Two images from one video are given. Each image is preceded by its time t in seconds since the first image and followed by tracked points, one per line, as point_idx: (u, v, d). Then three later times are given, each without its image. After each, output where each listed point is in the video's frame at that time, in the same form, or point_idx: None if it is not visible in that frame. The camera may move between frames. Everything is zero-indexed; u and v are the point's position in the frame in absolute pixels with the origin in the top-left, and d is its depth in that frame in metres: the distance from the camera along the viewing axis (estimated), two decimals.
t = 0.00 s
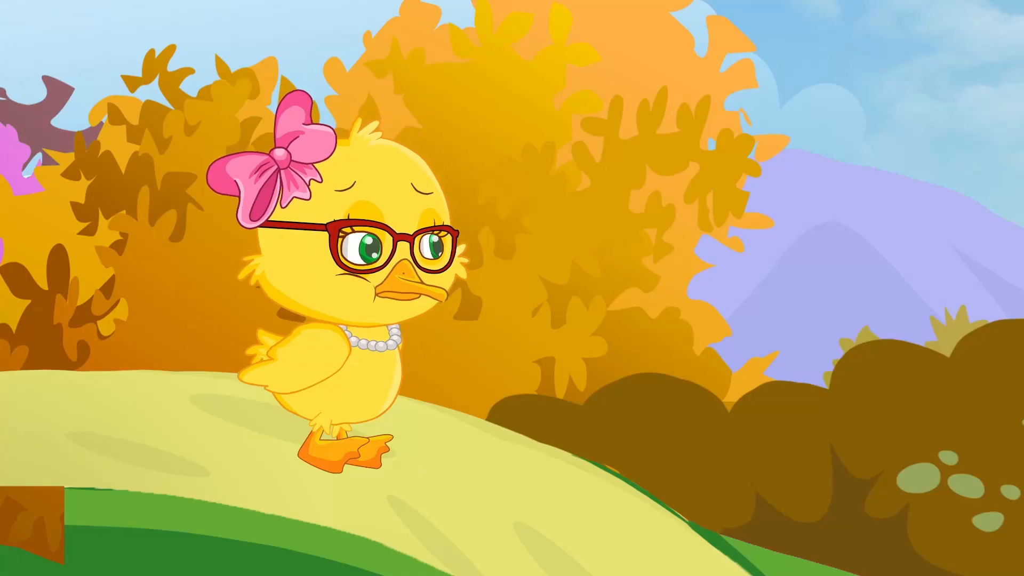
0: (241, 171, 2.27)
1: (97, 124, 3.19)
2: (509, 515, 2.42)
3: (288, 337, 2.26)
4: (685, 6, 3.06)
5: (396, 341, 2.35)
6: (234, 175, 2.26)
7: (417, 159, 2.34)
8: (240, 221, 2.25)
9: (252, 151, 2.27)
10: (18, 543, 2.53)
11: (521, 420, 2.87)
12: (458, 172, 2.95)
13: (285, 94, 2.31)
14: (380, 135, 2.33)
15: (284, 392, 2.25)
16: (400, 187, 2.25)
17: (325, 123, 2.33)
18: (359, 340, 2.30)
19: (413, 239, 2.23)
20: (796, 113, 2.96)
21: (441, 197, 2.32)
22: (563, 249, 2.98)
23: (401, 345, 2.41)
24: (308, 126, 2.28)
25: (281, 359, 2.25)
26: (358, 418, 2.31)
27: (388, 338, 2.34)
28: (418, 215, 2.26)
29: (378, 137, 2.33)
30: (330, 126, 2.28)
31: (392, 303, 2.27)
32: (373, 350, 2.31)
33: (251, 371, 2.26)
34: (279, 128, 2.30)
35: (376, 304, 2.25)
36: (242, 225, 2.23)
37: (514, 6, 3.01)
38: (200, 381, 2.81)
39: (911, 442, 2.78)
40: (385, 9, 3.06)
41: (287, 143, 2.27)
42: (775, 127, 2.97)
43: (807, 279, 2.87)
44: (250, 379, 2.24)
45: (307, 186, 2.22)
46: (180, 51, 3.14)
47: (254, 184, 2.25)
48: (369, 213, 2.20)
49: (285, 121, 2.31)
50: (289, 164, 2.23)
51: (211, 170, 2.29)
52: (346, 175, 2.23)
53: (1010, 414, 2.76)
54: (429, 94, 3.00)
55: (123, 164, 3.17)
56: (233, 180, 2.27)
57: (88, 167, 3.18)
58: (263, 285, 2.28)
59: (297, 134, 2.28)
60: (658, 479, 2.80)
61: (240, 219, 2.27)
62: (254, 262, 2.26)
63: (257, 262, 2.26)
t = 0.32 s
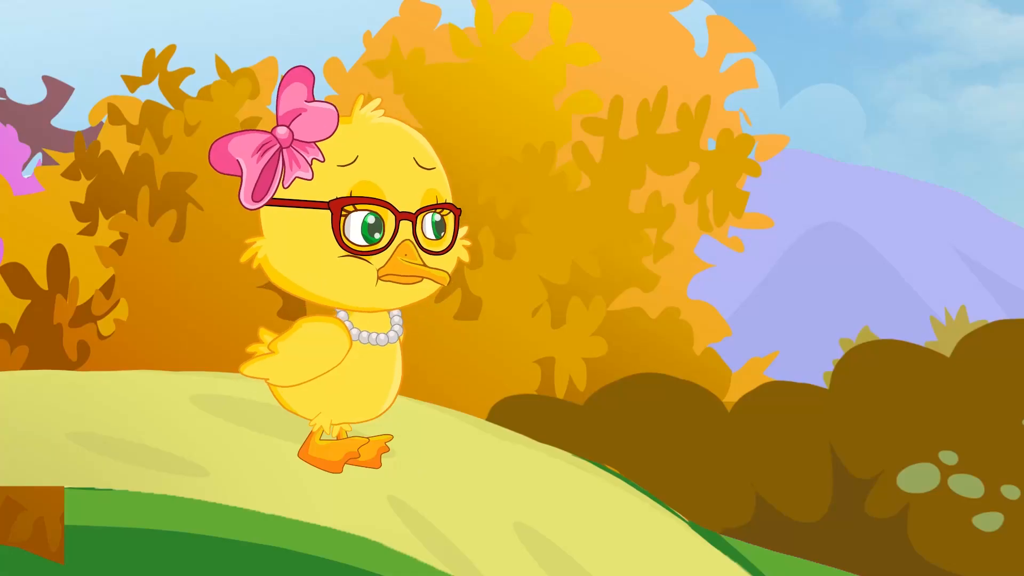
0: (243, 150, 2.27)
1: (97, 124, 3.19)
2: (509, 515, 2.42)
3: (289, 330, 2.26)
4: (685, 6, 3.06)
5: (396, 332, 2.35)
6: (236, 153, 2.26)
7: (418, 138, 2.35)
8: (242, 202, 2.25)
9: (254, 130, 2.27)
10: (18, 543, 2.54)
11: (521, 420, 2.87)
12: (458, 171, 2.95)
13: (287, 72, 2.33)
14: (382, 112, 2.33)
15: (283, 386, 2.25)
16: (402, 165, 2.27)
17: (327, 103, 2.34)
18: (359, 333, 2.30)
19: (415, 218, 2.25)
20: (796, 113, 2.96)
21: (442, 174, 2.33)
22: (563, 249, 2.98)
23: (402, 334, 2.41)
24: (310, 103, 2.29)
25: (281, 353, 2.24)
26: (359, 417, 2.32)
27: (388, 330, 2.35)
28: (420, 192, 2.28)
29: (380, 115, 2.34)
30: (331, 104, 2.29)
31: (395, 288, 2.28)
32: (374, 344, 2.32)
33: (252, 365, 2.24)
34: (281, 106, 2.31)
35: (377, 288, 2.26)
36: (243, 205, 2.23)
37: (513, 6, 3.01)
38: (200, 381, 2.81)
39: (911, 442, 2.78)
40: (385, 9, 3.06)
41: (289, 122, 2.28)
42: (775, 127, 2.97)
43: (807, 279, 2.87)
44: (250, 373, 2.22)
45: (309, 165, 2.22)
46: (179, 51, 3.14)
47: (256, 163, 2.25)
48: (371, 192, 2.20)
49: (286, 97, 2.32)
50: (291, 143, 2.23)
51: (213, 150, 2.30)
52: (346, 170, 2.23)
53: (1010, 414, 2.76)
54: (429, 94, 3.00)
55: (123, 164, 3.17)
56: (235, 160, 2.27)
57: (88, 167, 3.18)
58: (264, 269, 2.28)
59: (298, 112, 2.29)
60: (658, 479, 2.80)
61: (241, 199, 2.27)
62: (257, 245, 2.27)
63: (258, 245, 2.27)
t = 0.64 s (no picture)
0: (242, 150, 2.27)
1: (97, 124, 3.20)
2: (509, 515, 2.42)
3: (289, 331, 2.27)
4: (685, 6, 3.06)
5: (396, 332, 2.35)
6: (236, 154, 2.26)
7: (418, 138, 2.35)
8: (241, 202, 2.25)
9: (254, 131, 2.27)
10: (18, 543, 2.55)
11: (521, 420, 2.87)
12: (458, 171, 2.95)
13: (287, 72, 2.33)
14: (382, 112, 2.33)
15: (284, 386, 2.25)
16: (402, 166, 2.27)
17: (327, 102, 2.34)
18: (359, 333, 2.30)
19: (415, 218, 2.25)
20: (796, 113, 2.96)
21: (442, 174, 2.33)
22: (563, 249, 2.98)
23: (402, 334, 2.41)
24: (310, 103, 2.29)
25: (282, 353, 2.24)
26: (359, 417, 2.32)
27: (388, 330, 2.35)
28: (420, 192, 2.28)
29: (380, 114, 2.34)
30: (331, 104, 2.29)
31: (394, 289, 2.28)
32: (374, 344, 2.32)
33: (253, 365, 2.23)
34: (280, 106, 2.31)
35: (377, 288, 2.26)
36: (243, 205, 2.23)
37: (513, 6, 3.01)
38: (200, 381, 2.80)
39: (911, 442, 2.78)
40: (384, 9, 3.06)
41: (289, 122, 2.28)
42: (775, 127, 2.97)
43: (807, 279, 2.87)
44: (251, 373, 2.21)
45: (310, 165, 2.22)
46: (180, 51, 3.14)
47: (256, 163, 2.25)
48: (371, 192, 2.20)
49: (286, 97, 2.32)
50: (290, 143, 2.23)
51: (213, 150, 2.29)
52: (346, 171, 2.23)
53: (1010, 414, 2.76)
54: (429, 94, 3.00)
55: (123, 164, 3.17)
56: (235, 160, 2.27)
57: (88, 167, 3.18)
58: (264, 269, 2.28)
59: (298, 112, 2.29)
60: (658, 479, 2.80)
61: (241, 199, 2.27)
62: (256, 245, 2.27)
63: (258, 245, 2.27)
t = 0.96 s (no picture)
0: (224, 186, 2.35)
1: (97, 124, 3.20)
2: (510, 515, 2.47)
3: (295, 327, 2.30)
4: (685, 6, 3.06)
5: (402, 329, 2.37)
6: (219, 191, 2.34)
7: (394, 128, 2.39)
8: (237, 234, 2.31)
9: (229, 164, 2.35)
10: (18, 544, 2.58)
11: (521, 420, 2.87)
12: (458, 171, 2.95)
13: (247, 99, 2.38)
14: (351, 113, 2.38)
15: (289, 381, 2.28)
16: (380, 159, 2.31)
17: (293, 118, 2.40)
18: (365, 329, 2.33)
19: (409, 206, 2.29)
20: (796, 113, 2.96)
21: (424, 157, 2.36)
22: (563, 249, 2.97)
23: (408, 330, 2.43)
24: (277, 123, 2.35)
25: (287, 350, 2.27)
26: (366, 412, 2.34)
27: (394, 327, 2.37)
28: (408, 179, 2.32)
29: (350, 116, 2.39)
30: (298, 117, 2.35)
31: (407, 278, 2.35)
32: (380, 341, 2.33)
33: (259, 362, 2.26)
34: (250, 133, 2.37)
35: (390, 281, 2.32)
36: (239, 236, 2.30)
37: (514, 6, 3.01)
38: (202, 381, 2.79)
39: (911, 442, 2.78)
40: (385, 9, 3.06)
41: (262, 146, 2.35)
42: (775, 127, 2.96)
43: (807, 279, 2.86)
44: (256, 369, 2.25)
45: (294, 183, 2.30)
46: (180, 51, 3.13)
47: (241, 195, 2.32)
48: (360, 193, 2.27)
49: (253, 123, 2.37)
50: (268, 166, 2.31)
51: (195, 191, 2.38)
52: (330, 182, 2.29)
53: (1010, 414, 2.76)
54: (430, 94, 3.00)
55: (123, 164, 3.17)
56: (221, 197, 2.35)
57: (89, 167, 3.18)
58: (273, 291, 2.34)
59: (268, 134, 2.35)
60: (658, 479, 2.80)
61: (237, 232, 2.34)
62: (263, 271, 2.33)
63: (264, 271, 2.33)
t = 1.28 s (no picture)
0: (208, 196, 2.45)
1: (97, 124, 3.20)
2: (510, 515, 2.49)
3: (289, 333, 2.37)
4: (685, 6, 3.06)
5: (397, 332, 2.45)
6: (203, 201, 2.43)
7: (372, 130, 2.46)
8: (222, 244, 2.39)
9: (213, 175, 2.43)
10: (18, 543, 2.63)
11: (521, 420, 2.87)
12: (457, 172, 2.95)
13: (227, 107, 2.46)
14: (329, 118, 2.46)
15: (287, 384, 2.37)
16: (362, 162, 2.38)
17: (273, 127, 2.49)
18: (361, 332, 2.40)
19: (393, 208, 2.37)
20: (796, 113, 2.96)
21: (404, 157, 2.44)
22: (563, 249, 2.97)
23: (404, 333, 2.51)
24: (258, 132, 2.44)
25: (282, 354, 2.36)
26: (359, 418, 2.43)
27: (390, 330, 2.45)
28: (391, 180, 2.40)
29: (329, 120, 2.46)
30: (278, 125, 2.42)
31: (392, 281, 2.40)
32: (376, 343, 2.42)
33: (253, 364, 2.35)
34: (231, 142, 2.47)
35: (377, 285, 2.39)
36: (225, 246, 2.37)
37: (514, 6, 3.02)
38: (201, 381, 2.79)
39: (911, 442, 2.78)
40: (385, 9, 3.06)
41: (244, 156, 2.44)
42: (775, 127, 2.96)
43: (807, 280, 2.86)
44: (252, 372, 2.34)
45: (277, 191, 2.37)
46: (180, 51, 3.13)
47: (226, 205, 2.41)
48: (344, 196, 2.35)
49: (234, 133, 2.46)
50: (251, 175, 2.38)
51: (180, 203, 2.48)
52: (312, 186, 2.36)
53: (1010, 414, 2.76)
54: (430, 94, 3.00)
55: (123, 164, 3.17)
56: (205, 207, 2.44)
57: (89, 167, 3.18)
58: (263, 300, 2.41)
59: (249, 143, 2.44)
60: (658, 479, 2.80)
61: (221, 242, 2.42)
62: (251, 280, 2.40)
63: (253, 281, 2.40)
